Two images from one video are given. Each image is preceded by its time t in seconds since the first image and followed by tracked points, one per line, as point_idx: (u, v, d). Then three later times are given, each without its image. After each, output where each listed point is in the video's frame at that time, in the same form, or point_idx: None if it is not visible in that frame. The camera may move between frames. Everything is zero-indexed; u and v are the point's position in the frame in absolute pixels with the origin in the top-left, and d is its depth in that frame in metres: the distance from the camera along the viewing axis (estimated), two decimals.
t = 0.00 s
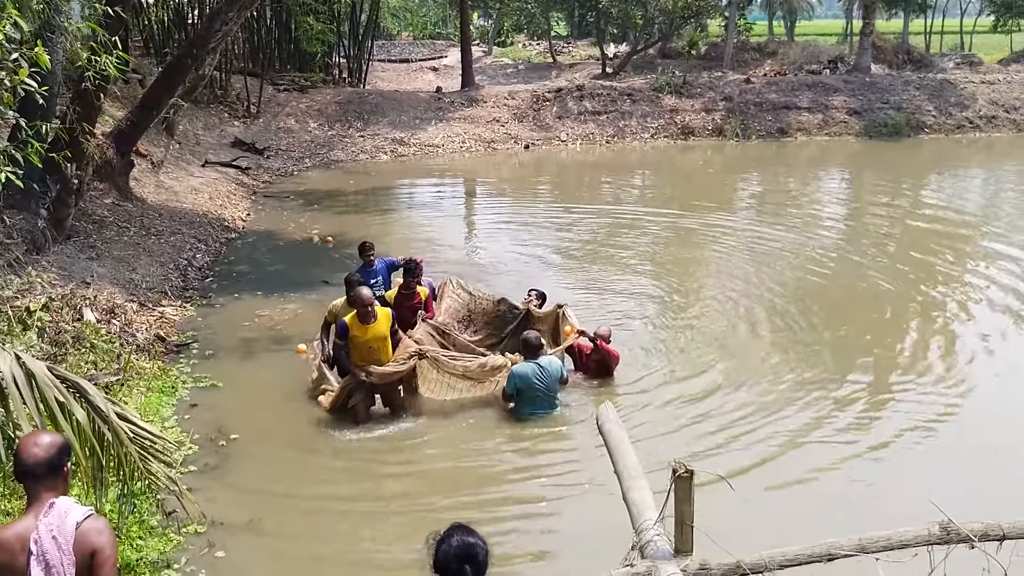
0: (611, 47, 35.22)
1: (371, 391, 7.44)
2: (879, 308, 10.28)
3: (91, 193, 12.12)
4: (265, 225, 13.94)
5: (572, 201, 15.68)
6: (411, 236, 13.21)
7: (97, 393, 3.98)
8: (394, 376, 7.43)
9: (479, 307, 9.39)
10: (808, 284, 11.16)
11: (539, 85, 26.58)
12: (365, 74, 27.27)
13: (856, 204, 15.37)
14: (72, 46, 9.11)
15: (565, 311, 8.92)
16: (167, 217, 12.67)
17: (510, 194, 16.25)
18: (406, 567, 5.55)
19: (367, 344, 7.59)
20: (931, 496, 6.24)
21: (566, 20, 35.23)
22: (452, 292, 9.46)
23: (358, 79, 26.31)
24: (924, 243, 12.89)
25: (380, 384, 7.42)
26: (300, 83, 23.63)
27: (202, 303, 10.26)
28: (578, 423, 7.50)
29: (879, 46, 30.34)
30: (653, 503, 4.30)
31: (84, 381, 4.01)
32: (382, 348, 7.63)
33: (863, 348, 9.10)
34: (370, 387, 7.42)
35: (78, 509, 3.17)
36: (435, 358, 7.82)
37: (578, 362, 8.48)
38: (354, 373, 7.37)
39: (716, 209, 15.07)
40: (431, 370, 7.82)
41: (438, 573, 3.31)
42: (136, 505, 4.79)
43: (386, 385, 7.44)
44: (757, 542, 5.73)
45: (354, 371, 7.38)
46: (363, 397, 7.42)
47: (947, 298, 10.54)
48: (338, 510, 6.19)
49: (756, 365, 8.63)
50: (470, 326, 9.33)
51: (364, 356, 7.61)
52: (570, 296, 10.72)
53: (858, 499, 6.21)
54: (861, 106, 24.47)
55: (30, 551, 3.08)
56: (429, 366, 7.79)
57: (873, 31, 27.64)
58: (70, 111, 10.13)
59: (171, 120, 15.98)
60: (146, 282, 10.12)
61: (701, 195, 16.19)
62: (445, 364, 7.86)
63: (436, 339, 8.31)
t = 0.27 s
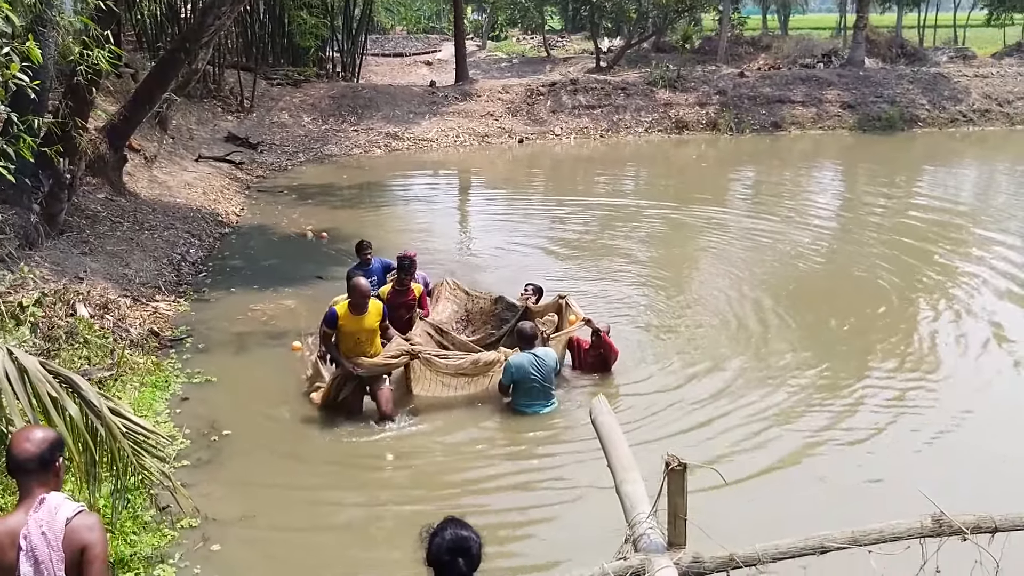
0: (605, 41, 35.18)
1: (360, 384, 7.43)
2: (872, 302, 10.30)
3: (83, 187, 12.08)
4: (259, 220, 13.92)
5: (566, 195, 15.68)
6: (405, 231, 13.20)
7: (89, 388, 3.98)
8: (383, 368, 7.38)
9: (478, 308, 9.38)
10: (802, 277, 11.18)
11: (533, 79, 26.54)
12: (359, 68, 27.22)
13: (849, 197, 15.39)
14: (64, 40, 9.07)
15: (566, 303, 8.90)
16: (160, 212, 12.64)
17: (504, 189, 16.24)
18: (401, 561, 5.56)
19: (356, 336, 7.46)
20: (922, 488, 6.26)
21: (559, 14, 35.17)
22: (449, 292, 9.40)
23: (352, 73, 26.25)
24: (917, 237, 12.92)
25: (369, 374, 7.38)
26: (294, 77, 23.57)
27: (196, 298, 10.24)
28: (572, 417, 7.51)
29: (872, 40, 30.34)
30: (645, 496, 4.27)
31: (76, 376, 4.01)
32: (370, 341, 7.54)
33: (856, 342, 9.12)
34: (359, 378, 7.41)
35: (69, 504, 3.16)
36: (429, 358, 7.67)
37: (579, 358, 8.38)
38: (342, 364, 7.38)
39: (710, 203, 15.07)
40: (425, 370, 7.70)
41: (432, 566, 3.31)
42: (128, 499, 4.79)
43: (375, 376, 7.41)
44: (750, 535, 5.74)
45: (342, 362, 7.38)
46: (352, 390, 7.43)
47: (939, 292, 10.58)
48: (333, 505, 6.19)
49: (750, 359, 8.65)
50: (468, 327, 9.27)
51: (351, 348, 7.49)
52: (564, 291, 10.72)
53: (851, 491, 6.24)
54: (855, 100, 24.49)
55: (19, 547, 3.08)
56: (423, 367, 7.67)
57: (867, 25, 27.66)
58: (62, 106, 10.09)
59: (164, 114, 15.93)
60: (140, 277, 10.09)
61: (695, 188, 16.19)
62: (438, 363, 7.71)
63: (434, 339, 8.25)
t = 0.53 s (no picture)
0: (599, 33, 35.13)
1: (354, 382, 7.36)
2: (865, 295, 10.33)
3: (75, 178, 12.03)
4: (252, 212, 13.89)
5: (559, 187, 15.68)
6: (398, 223, 13.18)
7: (81, 380, 3.97)
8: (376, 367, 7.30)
9: (476, 301, 9.20)
10: (793, 270, 11.20)
11: (527, 71, 26.50)
12: (352, 60, 27.17)
13: (842, 190, 15.41)
14: (55, 30, 9.01)
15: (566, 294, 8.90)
16: (153, 203, 12.61)
17: (497, 181, 16.23)
18: (393, 554, 5.58)
19: (351, 334, 7.29)
20: (913, 478, 6.31)
21: (553, 5, 35.09)
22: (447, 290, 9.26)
23: (345, 65, 26.18)
24: (910, 229, 12.95)
25: (363, 374, 7.31)
26: (287, 68, 23.51)
27: (189, 290, 10.22)
28: (564, 410, 7.53)
29: (866, 33, 30.35)
30: (638, 487, 4.30)
31: (68, 368, 3.98)
32: (365, 338, 7.39)
33: (848, 334, 9.15)
34: (352, 377, 7.34)
35: (60, 497, 3.15)
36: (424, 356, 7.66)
37: (575, 353, 8.43)
38: (336, 362, 7.27)
39: (703, 195, 15.09)
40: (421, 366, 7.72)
41: (425, 557, 3.32)
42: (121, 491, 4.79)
43: (369, 376, 7.34)
44: (743, 525, 5.77)
45: (336, 359, 7.26)
46: (345, 388, 7.36)
47: (931, 284, 10.62)
48: (325, 497, 6.20)
49: (742, 351, 8.66)
50: (467, 322, 9.09)
51: (346, 346, 7.33)
52: (557, 282, 10.73)
53: (843, 482, 6.26)
54: (848, 93, 24.51)
55: (9, 539, 3.07)
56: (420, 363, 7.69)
57: (861, 18, 27.66)
58: (54, 97, 10.05)
59: (157, 106, 15.87)
60: (132, 268, 10.07)
61: (688, 181, 16.20)
62: (434, 358, 7.71)
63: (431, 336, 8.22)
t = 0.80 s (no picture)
0: (593, 26, 35.09)
1: (349, 382, 7.18)
2: (857, 288, 10.35)
3: (67, 172, 11.99)
4: (245, 205, 13.85)
5: (553, 180, 15.67)
6: (392, 216, 13.16)
7: (74, 372, 3.95)
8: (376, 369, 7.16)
9: (473, 297, 9.18)
10: (786, 263, 11.22)
11: (520, 65, 26.45)
12: (345, 53, 27.09)
13: (835, 183, 15.44)
14: (46, 23, 8.97)
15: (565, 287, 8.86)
16: (145, 196, 12.57)
17: (491, 174, 16.21)
18: (386, 546, 5.59)
19: (353, 335, 7.16)
20: (905, 471, 6.32)
21: None
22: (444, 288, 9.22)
23: (338, 58, 26.11)
24: (902, 222, 12.98)
25: (359, 376, 7.13)
26: (280, 61, 23.43)
27: (181, 283, 10.20)
28: (557, 403, 7.54)
29: (860, 27, 30.35)
30: (632, 480, 4.27)
31: (60, 360, 3.96)
32: (365, 339, 7.25)
33: (840, 327, 9.18)
34: (349, 377, 7.16)
35: (52, 490, 3.15)
36: (418, 359, 7.58)
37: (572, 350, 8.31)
38: (334, 361, 7.10)
39: (696, 189, 15.10)
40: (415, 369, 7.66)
41: (416, 548, 3.33)
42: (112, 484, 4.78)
43: (365, 378, 7.14)
44: (735, 518, 5.78)
45: (335, 359, 7.08)
46: (341, 387, 7.19)
47: (923, 277, 10.65)
48: (318, 490, 6.21)
49: (735, 344, 8.69)
50: (464, 318, 9.06)
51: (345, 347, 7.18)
52: (551, 276, 10.73)
53: (835, 475, 6.28)
54: (842, 87, 24.53)
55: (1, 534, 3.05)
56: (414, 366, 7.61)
57: (854, 11, 27.65)
58: (45, 89, 10.00)
59: (149, 99, 15.82)
60: (125, 261, 10.04)
61: (681, 174, 16.21)
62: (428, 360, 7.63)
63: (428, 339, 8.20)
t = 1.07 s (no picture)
0: (587, 25, 35.08)
1: (345, 383, 7.06)
2: (852, 288, 10.36)
3: (61, 172, 11.95)
4: (239, 205, 13.83)
5: (548, 180, 15.67)
6: (387, 216, 13.14)
7: (67, 374, 3.94)
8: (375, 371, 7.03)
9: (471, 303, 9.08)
10: (780, 263, 11.23)
11: (515, 64, 26.43)
12: (339, 53, 27.06)
13: (830, 183, 15.46)
14: (39, 23, 8.94)
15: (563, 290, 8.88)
16: (139, 196, 12.54)
17: (485, 174, 16.20)
18: (381, 547, 5.58)
19: (354, 333, 6.99)
20: (899, 471, 6.33)
21: None
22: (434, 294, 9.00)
23: (333, 57, 26.07)
24: (896, 222, 13.00)
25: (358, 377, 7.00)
26: (274, 61, 23.40)
27: (176, 283, 10.18)
28: (552, 403, 7.53)
29: (854, 26, 30.38)
30: (626, 481, 4.26)
31: (54, 362, 3.95)
32: (365, 339, 7.10)
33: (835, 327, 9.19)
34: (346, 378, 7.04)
35: (49, 492, 3.13)
36: (419, 366, 7.38)
37: (571, 351, 8.17)
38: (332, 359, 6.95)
39: (691, 188, 15.11)
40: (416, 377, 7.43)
41: (411, 550, 3.33)
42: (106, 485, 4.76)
43: (362, 380, 7.03)
44: (730, 519, 5.79)
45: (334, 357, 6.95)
46: (336, 388, 7.07)
47: (917, 277, 10.67)
48: (313, 490, 6.20)
49: (730, 344, 8.69)
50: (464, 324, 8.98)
51: (344, 345, 6.99)
52: (546, 275, 10.71)
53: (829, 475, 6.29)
54: (836, 86, 24.57)
55: None
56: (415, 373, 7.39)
57: (849, 11, 27.68)
58: (39, 89, 9.97)
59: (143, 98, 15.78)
60: (119, 262, 10.02)
61: (676, 174, 16.22)
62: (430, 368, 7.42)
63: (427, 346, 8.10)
